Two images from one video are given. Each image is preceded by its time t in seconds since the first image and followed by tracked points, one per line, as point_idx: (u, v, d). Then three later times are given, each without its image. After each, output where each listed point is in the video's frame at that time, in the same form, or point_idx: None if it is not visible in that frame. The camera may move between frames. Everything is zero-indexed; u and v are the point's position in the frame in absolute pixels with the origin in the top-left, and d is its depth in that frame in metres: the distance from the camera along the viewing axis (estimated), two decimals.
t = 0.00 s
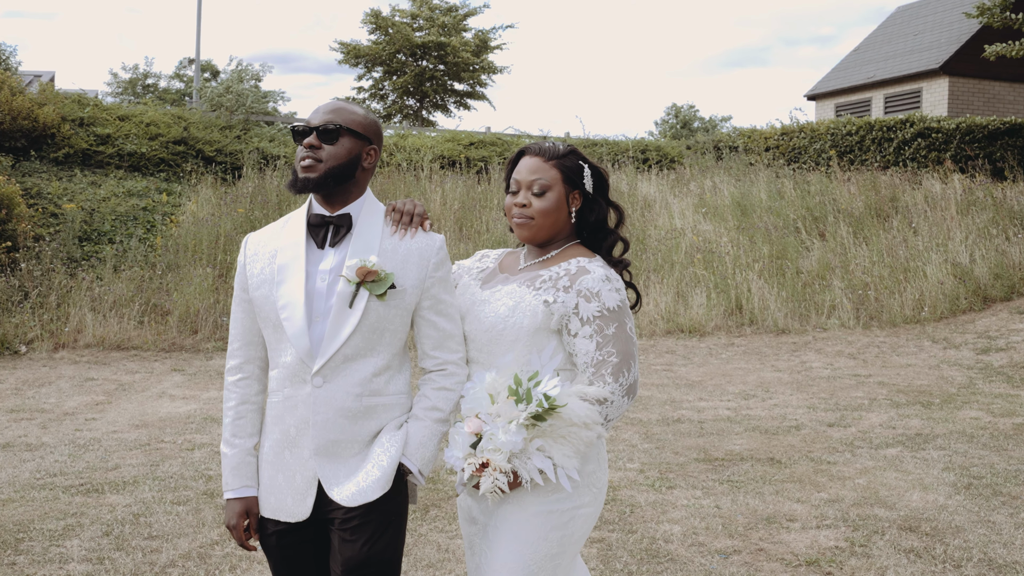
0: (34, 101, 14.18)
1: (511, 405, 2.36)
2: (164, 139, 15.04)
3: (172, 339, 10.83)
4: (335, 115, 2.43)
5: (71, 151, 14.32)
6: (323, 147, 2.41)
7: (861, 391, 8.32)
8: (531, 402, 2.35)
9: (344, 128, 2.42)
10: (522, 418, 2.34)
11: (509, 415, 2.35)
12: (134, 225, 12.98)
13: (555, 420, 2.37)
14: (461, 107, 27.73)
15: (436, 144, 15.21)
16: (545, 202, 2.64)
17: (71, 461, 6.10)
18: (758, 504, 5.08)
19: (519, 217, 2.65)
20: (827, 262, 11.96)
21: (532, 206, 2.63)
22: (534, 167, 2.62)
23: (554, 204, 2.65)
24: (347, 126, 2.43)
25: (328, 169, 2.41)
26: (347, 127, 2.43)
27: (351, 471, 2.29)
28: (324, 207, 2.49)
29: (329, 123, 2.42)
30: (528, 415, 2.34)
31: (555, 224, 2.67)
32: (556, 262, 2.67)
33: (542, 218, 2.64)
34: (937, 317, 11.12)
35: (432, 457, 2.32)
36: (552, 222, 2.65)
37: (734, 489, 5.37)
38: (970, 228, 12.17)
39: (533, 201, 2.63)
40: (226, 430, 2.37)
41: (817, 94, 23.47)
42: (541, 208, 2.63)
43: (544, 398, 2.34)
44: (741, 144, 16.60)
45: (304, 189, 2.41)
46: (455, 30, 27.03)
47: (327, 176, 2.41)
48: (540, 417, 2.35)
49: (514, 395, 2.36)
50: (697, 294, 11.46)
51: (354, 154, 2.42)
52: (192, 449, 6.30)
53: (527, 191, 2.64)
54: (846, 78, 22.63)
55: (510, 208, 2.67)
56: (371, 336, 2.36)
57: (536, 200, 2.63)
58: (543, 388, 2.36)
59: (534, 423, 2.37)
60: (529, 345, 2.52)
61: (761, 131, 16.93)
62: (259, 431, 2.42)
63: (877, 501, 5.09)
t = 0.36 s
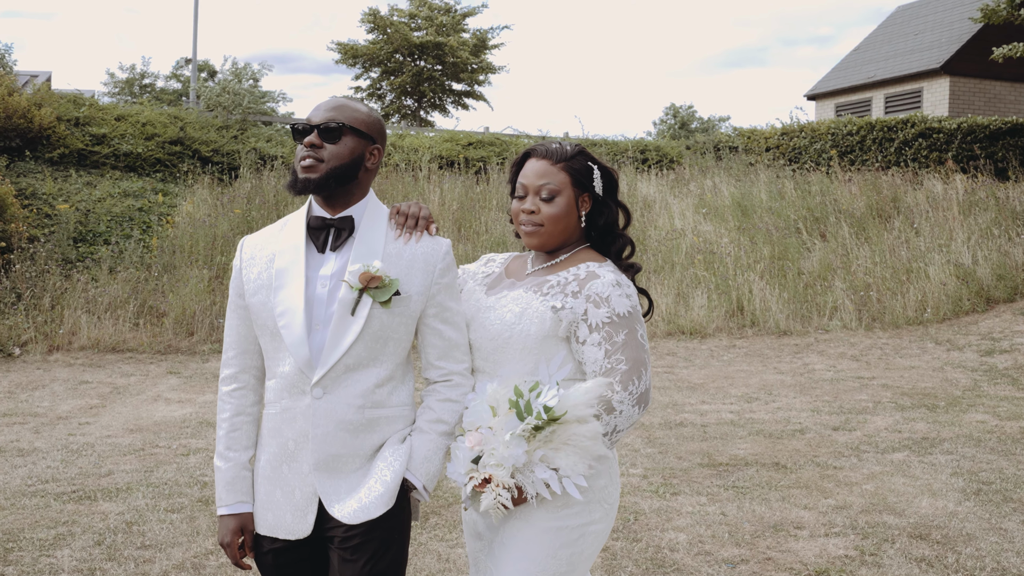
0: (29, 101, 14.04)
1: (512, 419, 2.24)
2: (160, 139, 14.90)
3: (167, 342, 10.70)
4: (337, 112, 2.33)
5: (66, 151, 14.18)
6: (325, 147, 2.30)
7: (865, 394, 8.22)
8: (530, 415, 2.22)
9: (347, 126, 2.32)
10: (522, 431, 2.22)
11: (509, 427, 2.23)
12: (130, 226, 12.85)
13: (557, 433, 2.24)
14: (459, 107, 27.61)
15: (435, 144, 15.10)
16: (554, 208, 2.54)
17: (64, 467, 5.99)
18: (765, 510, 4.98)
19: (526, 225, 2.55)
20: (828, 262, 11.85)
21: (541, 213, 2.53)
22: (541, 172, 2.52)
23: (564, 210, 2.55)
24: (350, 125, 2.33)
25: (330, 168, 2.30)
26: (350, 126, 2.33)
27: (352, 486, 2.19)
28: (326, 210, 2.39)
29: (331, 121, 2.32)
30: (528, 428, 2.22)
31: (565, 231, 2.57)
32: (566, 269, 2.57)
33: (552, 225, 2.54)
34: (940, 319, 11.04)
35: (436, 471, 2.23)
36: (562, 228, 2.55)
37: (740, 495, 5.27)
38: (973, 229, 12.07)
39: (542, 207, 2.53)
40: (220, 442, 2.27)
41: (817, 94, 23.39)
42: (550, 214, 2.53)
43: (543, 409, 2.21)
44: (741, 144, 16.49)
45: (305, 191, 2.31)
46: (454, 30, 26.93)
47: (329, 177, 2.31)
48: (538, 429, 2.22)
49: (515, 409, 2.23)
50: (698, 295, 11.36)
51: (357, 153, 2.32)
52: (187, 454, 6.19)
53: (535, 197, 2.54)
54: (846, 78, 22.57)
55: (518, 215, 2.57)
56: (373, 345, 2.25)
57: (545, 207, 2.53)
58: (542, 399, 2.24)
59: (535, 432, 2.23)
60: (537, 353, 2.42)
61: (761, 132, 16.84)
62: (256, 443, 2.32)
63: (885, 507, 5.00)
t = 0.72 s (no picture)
0: (23, 100, 13.90)
1: (514, 427, 2.14)
2: (156, 139, 14.77)
3: (162, 343, 10.57)
4: (334, 105, 2.24)
5: (60, 151, 14.05)
6: (320, 140, 2.21)
7: (868, 396, 8.13)
8: (533, 423, 2.13)
9: (344, 119, 2.23)
10: (523, 439, 2.12)
11: (511, 436, 2.13)
12: (125, 226, 12.73)
13: (561, 442, 2.14)
14: (457, 106, 27.51)
15: (433, 143, 15.00)
16: (558, 204, 2.45)
17: (55, 471, 5.88)
18: (769, 515, 4.89)
19: (530, 223, 2.46)
20: (829, 262, 11.77)
21: (545, 210, 2.44)
22: (545, 167, 2.43)
23: (568, 206, 2.46)
24: (347, 118, 2.24)
25: (326, 163, 2.21)
26: (348, 119, 2.24)
27: (348, 497, 2.10)
28: (321, 207, 2.29)
29: (328, 114, 2.23)
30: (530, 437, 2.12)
31: (569, 228, 2.47)
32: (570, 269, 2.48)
33: (556, 223, 2.44)
34: (941, 319, 10.97)
35: (436, 482, 2.14)
36: (566, 226, 2.46)
37: (744, 500, 5.18)
38: (974, 229, 12.00)
39: (546, 204, 2.44)
40: (210, 451, 2.17)
41: (816, 93, 23.33)
42: (555, 211, 2.43)
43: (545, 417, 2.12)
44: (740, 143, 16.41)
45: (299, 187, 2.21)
46: (452, 29, 26.83)
47: (325, 173, 2.21)
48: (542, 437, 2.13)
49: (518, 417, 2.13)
50: (698, 295, 11.27)
51: (354, 148, 2.23)
52: (181, 458, 6.08)
53: (538, 193, 2.45)
54: (846, 78, 22.52)
55: (521, 212, 2.47)
56: (370, 349, 2.16)
57: (549, 203, 2.44)
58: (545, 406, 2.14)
59: (537, 442, 2.15)
60: (542, 357, 2.33)
61: (760, 131, 16.75)
62: (247, 452, 2.22)
63: (891, 512, 4.91)
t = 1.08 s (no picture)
0: (18, 99, 13.78)
1: (514, 441, 2.04)
2: (152, 138, 14.65)
3: (157, 344, 10.45)
4: (327, 101, 2.15)
5: (55, 150, 13.91)
6: (313, 138, 2.12)
7: (871, 398, 8.05)
8: (534, 436, 2.02)
9: (338, 117, 2.14)
10: (524, 454, 2.02)
11: (511, 450, 2.03)
12: (120, 226, 12.61)
13: (566, 458, 2.03)
14: (455, 106, 27.43)
15: (431, 143, 14.91)
16: (565, 202, 2.35)
17: (47, 476, 5.77)
18: (774, 522, 4.80)
19: (534, 221, 2.36)
20: (829, 263, 11.68)
21: (550, 207, 2.35)
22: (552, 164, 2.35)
23: (575, 204, 2.37)
24: (341, 115, 2.15)
25: (318, 162, 2.12)
26: (342, 117, 2.16)
27: (341, 515, 2.01)
28: (314, 209, 2.20)
29: (321, 111, 2.14)
30: (531, 451, 2.02)
31: (575, 227, 2.38)
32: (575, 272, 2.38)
33: (561, 222, 2.35)
34: (943, 320, 10.89)
35: (435, 497, 2.05)
36: (572, 225, 2.36)
37: (748, 505, 5.09)
38: (976, 229, 11.91)
39: (551, 202, 2.34)
40: (197, 465, 2.08)
41: (816, 93, 23.26)
42: (560, 209, 2.34)
43: (546, 429, 2.02)
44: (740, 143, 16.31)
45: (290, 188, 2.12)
46: (450, 28, 26.72)
47: (317, 173, 2.12)
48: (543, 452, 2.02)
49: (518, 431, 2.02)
50: (698, 296, 11.17)
51: (348, 147, 2.14)
52: (175, 462, 5.98)
53: (543, 190, 2.36)
54: (845, 78, 22.45)
55: (525, 210, 2.37)
56: (365, 359, 2.07)
57: (554, 201, 2.35)
58: (546, 419, 2.04)
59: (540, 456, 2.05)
60: (546, 366, 2.24)
61: (760, 130, 16.66)
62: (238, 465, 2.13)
63: (898, 518, 4.83)
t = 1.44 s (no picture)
0: (14, 98, 13.66)
1: (519, 456, 1.95)
2: (149, 138, 14.54)
3: (154, 346, 10.32)
4: (323, 100, 2.08)
5: (52, 150, 13.80)
6: (310, 138, 2.06)
7: (874, 401, 7.96)
8: (539, 451, 1.94)
9: (336, 116, 2.07)
10: (529, 470, 1.94)
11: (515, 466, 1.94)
12: (117, 226, 12.50)
13: (573, 474, 1.94)
14: (454, 106, 27.33)
15: (429, 143, 14.81)
16: (572, 202, 2.26)
17: (39, 481, 5.67)
18: (779, 529, 4.72)
19: (539, 222, 2.27)
20: (831, 263, 11.60)
21: (556, 208, 2.25)
22: (559, 163, 2.26)
23: (582, 205, 2.28)
24: (339, 115, 2.08)
25: (315, 164, 2.05)
26: (341, 116, 2.09)
27: (336, 533, 1.95)
28: (310, 211, 2.13)
29: (318, 110, 2.07)
30: (536, 467, 1.93)
31: (582, 230, 2.29)
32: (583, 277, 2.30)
33: (568, 223, 2.26)
34: (946, 322, 10.81)
35: (435, 514, 1.99)
36: (579, 227, 2.27)
37: (753, 512, 5.00)
38: (979, 230, 11.83)
39: (557, 202, 2.25)
40: (188, 480, 2.02)
41: (816, 93, 23.18)
42: (567, 210, 2.25)
43: (552, 445, 1.93)
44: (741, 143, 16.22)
45: (286, 190, 2.05)
46: (449, 27, 26.59)
47: (314, 175, 2.05)
48: (548, 468, 1.93)
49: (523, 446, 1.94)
50: (699, 298, 11.07)
51: (346, 148, 2.07)
52: (170, 467, 5.89)
53: (549, 190, 2.27)
54: (846, 77, 22.38)
55: (529, 210, 2.28)
56: (362, 369, 1.99)
57: (561, 201, 2.26)
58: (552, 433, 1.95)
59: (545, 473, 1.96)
60: (552, 377, 2.16)
61: (760, 130, 16.56)
62: (229, 479, 2.07)
63: (906, 525, 4.76)
